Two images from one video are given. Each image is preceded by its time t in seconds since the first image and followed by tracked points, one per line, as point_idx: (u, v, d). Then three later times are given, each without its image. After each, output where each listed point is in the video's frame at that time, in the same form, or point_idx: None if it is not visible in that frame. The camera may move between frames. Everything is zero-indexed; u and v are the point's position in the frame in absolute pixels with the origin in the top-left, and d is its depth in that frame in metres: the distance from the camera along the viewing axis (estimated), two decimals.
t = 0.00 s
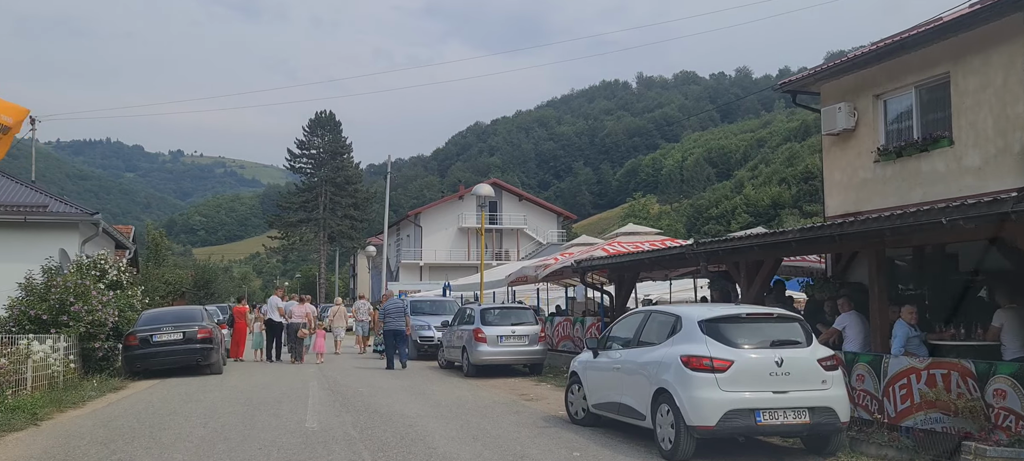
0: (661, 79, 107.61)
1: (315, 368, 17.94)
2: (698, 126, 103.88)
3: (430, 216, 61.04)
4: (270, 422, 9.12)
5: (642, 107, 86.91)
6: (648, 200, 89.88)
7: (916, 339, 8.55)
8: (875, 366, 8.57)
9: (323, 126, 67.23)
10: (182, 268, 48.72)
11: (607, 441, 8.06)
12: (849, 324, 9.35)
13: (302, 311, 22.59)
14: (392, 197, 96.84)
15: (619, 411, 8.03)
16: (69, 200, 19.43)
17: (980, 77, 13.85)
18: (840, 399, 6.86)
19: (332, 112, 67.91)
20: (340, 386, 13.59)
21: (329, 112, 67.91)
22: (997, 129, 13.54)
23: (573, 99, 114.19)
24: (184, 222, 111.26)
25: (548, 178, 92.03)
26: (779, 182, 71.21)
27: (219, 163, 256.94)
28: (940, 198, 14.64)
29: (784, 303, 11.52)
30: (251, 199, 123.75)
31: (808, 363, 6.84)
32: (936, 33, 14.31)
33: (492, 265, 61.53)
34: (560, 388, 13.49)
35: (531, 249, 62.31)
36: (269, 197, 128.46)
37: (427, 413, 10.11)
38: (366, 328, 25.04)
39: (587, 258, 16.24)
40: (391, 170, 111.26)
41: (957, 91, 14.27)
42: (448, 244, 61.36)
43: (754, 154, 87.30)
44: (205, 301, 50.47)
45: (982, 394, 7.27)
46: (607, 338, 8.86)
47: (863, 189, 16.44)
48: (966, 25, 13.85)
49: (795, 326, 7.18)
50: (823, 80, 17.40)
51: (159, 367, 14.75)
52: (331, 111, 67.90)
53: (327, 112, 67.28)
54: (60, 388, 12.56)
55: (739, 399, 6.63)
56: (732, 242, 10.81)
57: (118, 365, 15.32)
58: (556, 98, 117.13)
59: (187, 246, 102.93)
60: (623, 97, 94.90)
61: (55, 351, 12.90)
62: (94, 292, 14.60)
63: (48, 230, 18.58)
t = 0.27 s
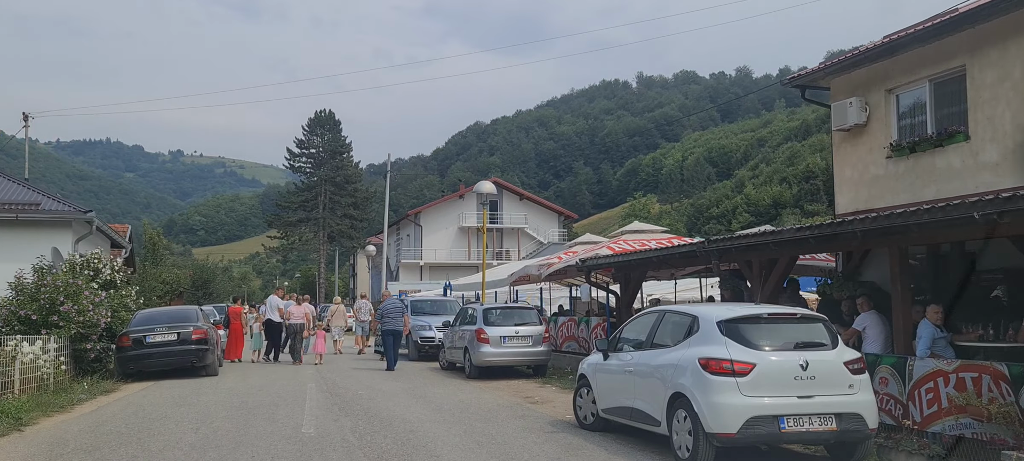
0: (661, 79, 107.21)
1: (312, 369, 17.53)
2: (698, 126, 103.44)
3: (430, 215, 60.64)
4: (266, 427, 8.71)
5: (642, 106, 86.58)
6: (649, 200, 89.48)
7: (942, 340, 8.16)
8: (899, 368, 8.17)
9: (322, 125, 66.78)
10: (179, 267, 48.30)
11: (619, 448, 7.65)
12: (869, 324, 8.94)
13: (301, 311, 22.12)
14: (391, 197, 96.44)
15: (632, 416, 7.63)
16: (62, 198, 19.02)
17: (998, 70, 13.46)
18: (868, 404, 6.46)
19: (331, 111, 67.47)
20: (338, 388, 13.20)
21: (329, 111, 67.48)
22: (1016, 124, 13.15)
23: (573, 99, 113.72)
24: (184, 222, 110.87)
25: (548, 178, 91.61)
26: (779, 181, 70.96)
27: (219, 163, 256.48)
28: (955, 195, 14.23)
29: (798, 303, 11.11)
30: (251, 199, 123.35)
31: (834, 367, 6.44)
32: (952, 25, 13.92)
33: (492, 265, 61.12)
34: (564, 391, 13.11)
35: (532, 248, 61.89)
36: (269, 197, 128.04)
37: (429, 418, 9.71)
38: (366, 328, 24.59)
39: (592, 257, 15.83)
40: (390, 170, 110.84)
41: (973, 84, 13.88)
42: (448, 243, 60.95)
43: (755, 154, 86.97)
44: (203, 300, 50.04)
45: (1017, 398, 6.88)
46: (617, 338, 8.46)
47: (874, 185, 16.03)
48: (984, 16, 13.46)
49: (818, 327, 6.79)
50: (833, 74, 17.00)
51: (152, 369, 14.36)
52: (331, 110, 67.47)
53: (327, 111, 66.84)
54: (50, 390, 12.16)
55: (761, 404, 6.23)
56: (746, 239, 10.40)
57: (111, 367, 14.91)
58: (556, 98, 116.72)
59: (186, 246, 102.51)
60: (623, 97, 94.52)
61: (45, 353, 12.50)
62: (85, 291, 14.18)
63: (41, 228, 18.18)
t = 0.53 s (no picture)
0: (660, 79, 106.85)
1: (311, 371, 17.13)
2: (699, 125, 103.06)
3: (430, 215, 60.27)
4: (260, 433, 8.30)
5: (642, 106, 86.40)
6: (650, 200, 89.13)
7: (972, 342, 7.75)
8: (925, 372, 7.76)
9: (322, 125, 66.33)
10: (178, 267, 47.87)
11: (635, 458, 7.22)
12: (892, 325, 8.54)
13: (298, 312, 21.70)
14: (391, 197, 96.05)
15: (645, 422, 7.24)
16: (55, 197, 18.66)
17: (1016, 62, 13.04)
18: (899, 410, 6.05)
19: (331, 110, 67.05)
20: (337, 391, 12.82)
21: (328, 111, 67.05)
22: None
23: (573, 99, 113.28)
24: (184, 222, 110.51)
25: (548, 178, 91.41)
26: (780, 181, 70.64)
27: (219, 163, 256.17)
28: (971, 191, 13.83)
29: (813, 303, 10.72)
30: (251, 200, 122.99)
31: (864, 370, 6.03)
32: (969, 17, 13.53)
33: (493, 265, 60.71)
34: (570, 393, 12.71)
35: (533, 248, 61.46)
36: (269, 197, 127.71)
37: (431, 423, 9.30)
38: (366, 328, 24.22)
39: (598, 255, 15.40)
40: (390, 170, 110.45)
41: (990, 78, 13.48)
42: (448, 242, 60.55)
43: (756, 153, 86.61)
44: (202, 301, 49.64)
45: None
46: (629, 340, 8.06)
47: (887, 182, 15.62)
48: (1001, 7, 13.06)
49: (845, 328, 6.38)
50: (843, 68, 16.59)
51: (145, 371, 13.95)
52: (330, 109, 67.05)
53: (326, 110, 66.38)
54: (38, 393, 11.75)
55: (787, 412, 5.83)
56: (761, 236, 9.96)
57: (103, 369, 14.51)
58: (556, 98, 116.37)
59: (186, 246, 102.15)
60: (623, 97, 94.13)
61: (34, 355, 12.09)
62: (76, 291, 13.79)
63: (33, 227, 17.81)
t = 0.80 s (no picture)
0: (661, 77, 106.37)
1: (309, 371, 16.74)
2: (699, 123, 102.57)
3: (431, 213, 59.87)
4: (253, 439, 7.90)
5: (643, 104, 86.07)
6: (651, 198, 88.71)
7: (1004, 343, 7.35)
8: (954, 374, 7.35)
9: (322, 122, 65.85)
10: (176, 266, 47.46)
11: None
12: (917, 324, 8.12)
13: (297, 310, 21.30)
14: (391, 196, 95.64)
15: (660, 428, 6.84)
16: (49, 193, 18.24)
17: None
18: (935, 416, 5.65)
19: (331, 108, 66.61)
20: (335, 392, 12.44)
21: (329, 108, 66.60)
22: None
23: (574, 97, 112.76)
24: (184, 221, 110.13)
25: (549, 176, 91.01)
26: (782, 179, 70.21)
27: (219, 162, 255.89)
28: (988, 186, 13.41)
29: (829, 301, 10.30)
30: (251, 198, 122.65)
31: (898, 374, 5.63)
32: (987, 6, 13.10)
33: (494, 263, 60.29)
34: (576, 395, 12.32)
35: (535, 246, 61.03)
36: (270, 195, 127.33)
37: (433, 427, 8.90)
38: (367, 327, 23.85)
39: (604, 252, 14.97)
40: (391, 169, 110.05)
41: (1009, 70, 13.06)
42: (449, 241, 60.12)
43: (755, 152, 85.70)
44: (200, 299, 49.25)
45: None
46: (642, 340, 7.65)
47: (900, 177, 15.21)
48: None
49: (877, 328, 5.97)
50: (855, 61, 16.18)
51: (139, 372, 13.55)
52: (331, 107, 66.60)
53: (327, 108, 65.90)
54: (26, 394, 11.36)
55: (815, 419, 5.43)
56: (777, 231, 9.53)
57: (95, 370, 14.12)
58: (556, 96, 115.90)
59: (186, 244, 101.77)
60: (623, 95, 93.68)
61: (22, 355, 11.70)
62: (66, 290, 13.39)
63: (25, 224, 17.40)
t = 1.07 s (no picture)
0: (660, 78, 106.06)
1: (306, 373, 16.30)
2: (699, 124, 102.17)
3: (430, 213, 59.44)
4: (245, 447, 7.49)
5: (643, 105, 85.78)
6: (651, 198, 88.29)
7: None
8: (987, 379, 6.93)
9: (321, 122, 65.43)
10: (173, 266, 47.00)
11: None
12: (945, 326, 7.70)
13: (297, 312, 20.96)
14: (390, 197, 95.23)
15: (677, 437, 6.43)
16: (40, 191, 17.84)
17: None
18: (976, 425, 5.26)
19: (330, 108, 66.19)
20: (333, 395, 12.02)
21: (327, 108, 66.19)
22: None
23: (574, 98, 112.29)
24: (183, 222, 109.68)
25: (549, 177, 90.62)
26: (782, 180, 69.84)
27: (219, 163, 255.49)
28: (1006, 183, 13.01)
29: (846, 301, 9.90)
30: (250, 199, 122.25)
31: (936, 380, 5.23)
32: None
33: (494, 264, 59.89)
34: (582, 400, 11.92)
35: (535, 247, 60.62)
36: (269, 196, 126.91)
37: (435, 434, 8.49)
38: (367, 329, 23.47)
39: (610, 252, 14.55)
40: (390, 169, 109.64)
41: None
42: (449, 241, 59.73)
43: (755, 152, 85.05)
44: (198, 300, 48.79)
45: None
46: (657, 343, 7.23)
47: (913, 175, 14.83)
48: None
49: (910, 331, 5.56)
50: (866, 56, 15.80)
51: (130, 375, 13.16)
52: (330, 107, 66.19)
53: (326, 108, 65.49)
54: (11, 398, 10.94)
55: (848, 429, 5.04)
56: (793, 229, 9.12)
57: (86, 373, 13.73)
58: (555, 97, 115.54)
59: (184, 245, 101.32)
60: (623, 96, 93.33)
61: (8, 358, 11.29)
62: (55, 290, 12.97)
63: (15, 223, 17.01)
